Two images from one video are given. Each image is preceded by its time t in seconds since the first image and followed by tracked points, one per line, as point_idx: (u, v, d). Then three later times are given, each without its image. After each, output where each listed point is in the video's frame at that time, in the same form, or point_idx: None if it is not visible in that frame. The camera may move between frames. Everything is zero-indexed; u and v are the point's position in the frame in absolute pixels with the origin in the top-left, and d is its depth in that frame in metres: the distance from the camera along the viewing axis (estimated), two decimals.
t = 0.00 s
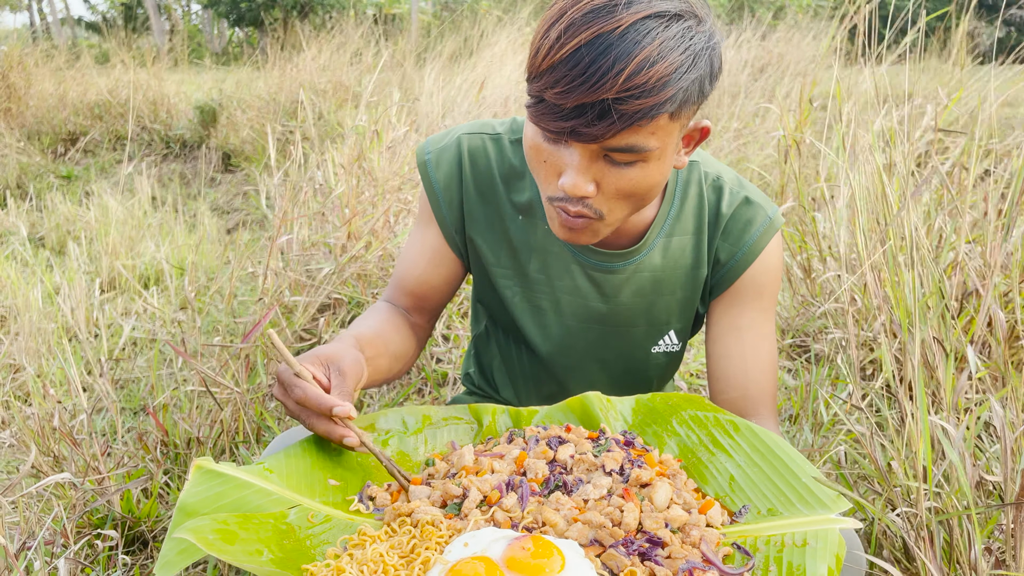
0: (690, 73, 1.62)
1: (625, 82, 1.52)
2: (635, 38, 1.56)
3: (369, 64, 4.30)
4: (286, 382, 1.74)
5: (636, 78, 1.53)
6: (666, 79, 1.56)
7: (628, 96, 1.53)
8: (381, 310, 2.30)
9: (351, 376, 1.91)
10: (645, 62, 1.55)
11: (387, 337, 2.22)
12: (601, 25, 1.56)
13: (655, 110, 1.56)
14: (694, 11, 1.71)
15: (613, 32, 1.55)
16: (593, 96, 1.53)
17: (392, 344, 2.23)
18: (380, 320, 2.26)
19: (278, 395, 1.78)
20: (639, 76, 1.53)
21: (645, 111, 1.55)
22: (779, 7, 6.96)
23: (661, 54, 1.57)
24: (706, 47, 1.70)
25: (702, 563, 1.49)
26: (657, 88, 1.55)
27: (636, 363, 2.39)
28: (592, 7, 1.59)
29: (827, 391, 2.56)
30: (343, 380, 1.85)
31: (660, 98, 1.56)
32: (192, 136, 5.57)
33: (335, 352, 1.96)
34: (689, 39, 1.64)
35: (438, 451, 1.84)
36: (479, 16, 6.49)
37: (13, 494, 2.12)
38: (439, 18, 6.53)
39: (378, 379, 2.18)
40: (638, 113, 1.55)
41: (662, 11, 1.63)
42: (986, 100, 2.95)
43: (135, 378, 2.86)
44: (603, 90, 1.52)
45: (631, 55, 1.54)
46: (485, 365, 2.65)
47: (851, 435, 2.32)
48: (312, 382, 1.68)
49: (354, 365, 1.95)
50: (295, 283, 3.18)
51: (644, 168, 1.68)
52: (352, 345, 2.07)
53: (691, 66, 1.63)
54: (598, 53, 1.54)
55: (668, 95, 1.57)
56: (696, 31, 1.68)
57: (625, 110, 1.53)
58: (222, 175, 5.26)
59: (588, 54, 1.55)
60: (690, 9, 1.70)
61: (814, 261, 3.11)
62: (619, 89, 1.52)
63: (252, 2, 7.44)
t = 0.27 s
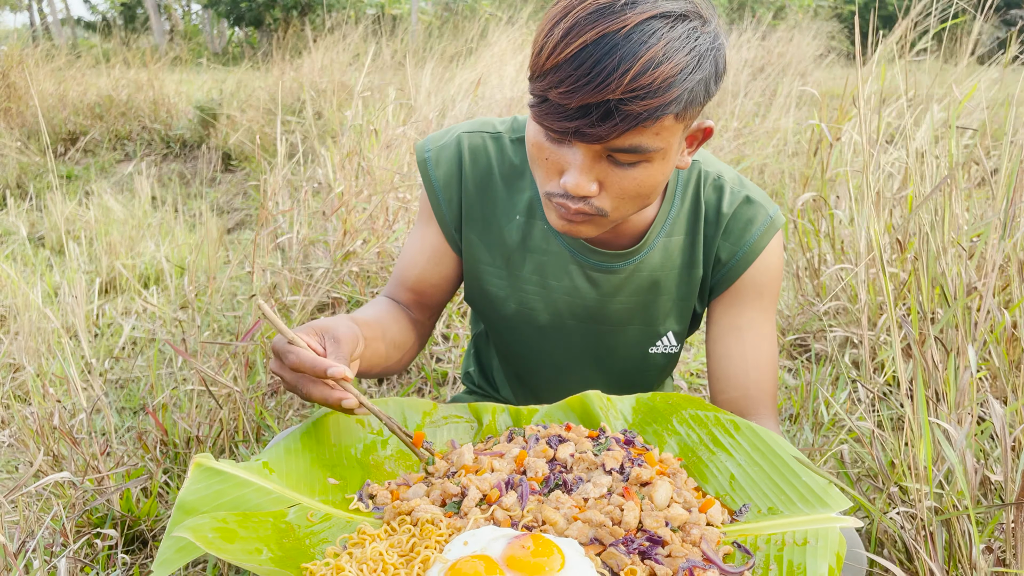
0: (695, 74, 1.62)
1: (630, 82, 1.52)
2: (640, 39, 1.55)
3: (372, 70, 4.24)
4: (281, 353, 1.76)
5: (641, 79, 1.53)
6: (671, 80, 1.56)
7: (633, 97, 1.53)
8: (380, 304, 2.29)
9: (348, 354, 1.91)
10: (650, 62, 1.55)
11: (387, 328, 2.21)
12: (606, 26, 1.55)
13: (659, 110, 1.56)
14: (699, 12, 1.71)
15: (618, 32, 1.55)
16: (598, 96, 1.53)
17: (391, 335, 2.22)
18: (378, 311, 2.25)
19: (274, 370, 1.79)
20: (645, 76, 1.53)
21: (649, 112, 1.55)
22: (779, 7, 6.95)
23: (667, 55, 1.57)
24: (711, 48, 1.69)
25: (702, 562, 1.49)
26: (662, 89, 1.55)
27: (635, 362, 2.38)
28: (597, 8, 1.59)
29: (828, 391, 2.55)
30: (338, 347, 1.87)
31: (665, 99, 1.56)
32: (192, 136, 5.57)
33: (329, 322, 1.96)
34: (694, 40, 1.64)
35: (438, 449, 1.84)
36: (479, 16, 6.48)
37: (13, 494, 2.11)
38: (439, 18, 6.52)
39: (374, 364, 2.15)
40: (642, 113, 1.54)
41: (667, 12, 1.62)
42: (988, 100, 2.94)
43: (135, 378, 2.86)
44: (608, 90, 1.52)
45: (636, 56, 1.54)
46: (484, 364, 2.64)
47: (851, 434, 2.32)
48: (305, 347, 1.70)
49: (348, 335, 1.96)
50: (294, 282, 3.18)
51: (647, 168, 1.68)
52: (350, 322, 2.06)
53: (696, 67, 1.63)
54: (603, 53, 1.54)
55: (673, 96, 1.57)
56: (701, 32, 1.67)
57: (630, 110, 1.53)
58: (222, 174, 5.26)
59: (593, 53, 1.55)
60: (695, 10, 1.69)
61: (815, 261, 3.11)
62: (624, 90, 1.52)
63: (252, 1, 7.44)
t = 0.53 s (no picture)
0: (695, 77, 1.62)
1: (631, 86, 1.52)
2: (641, 42, 1.56)
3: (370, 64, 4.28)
4: (301, 348, 1.73)
5: (642, 81, 1.53)
6: (671, 83, 1.56)
7: (633, 100, 1.53)
8: (372, 302, 2.28)
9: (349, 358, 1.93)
10: (651, 65, 1.55)
11: (380, 330, 2.22)
12: (607, 28, 1.56)
13: (660, 113, 1.56)
14: (699, 14, 1.71)
15: (619, 35, 1.55)
16: (599, 99, 1.53)
17: (383, 337, 2.23)
18: (371, 308, 2.26)
19: (285, 362, 1.76)
20: (645, 79, 1.53)
21: (650, 115, 1.55)
22: (779, 7, 6.95)
23: (667, 58, 1.57)
24: (711, 50, 1.69)
25: (701, 561, 1.49)
26: (662, 91, 1.55)
27: (634, 363, 2.39)
28: (597, 11, 1.59)
29: (826, 390, 2.56)
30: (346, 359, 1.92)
31: (666, 102, 1.56)
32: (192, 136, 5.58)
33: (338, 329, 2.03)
34: (694, 42, 1.64)
35: (437, 449, 1.84)
36: (479, 16, 6.48)
37: (13, 493, 2.12)
38: (438, 18, 6.52)
39: (371, 366, 2.20)
40: (643, 116, 1.54)
41: (667, 14, 1.62)
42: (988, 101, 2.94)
43: (135, 377, 2.86)
44: (608, 93, 1.52)
45: (637, 59, 1.54)
46: (484, 364, 2.65)
47: (850, 434, 2.32)
48: (337, 351, 1.69)
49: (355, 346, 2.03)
50: (294, 282, 3.18)
51: (648, 170, 1.68)
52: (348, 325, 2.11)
53: (696, 70, 1.63)
54: (604, 56, 1.54)
55: (674, 98, 1.57)
56: (701, 34, 1.68)
57: (631, 113, 1.53)
58: (222, 174, 5.27)
59: (593, 56, 1.55)
60: (695, 12, 1.69)
61: (814, 260, 3.11)
62: (625, 93, 1.52)
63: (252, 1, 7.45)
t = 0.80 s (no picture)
0: (693, 77, 1.63)
1: (629, 87, 1.52)
2: (639, 42, 1.56)
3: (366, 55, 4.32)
4: (284, 365, 1.72)
5: (640, 83, 1.53)
6: (669, 84, 1.57)
7: (631, 101, 1.53)
8: (370, 307, 2.29)
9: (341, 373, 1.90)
10: (649, 66, 1.55)
11: (378, 334, 2.22)
12: (605, 29, 1.56)
13: (658, 114, 1.57)
14: (697, 14, 1.71)
15: (617, 36, 1.55)
16: (597, 100, 1.53)
17: (382, 341, 2.23)
18: (368, 317, 2.24)
19: (271, 381, 1.75)
20: (643, 80, 1.53)
21: (649, 116, 1.55)
22: (780, 7, 6.95)
23: (665, 58, 1.57)
24: (709, 50, 1.69)
25: (699, 561, 1.49)
26: (660, 92, 1.55)
27: (633, 363, 2.39)
28: (596, 10, 1.59)
29: (825, 390, 2.56)
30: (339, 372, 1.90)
31: (664, 103, 1.56)
32: (192, 136, 5.58)
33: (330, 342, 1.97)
34: (693, 42, 1.64)
35: (435, 448, 1.84)
36: (479, 16, 6.48)
37: (12, 492, 2.12)
38: (439, 18, 6.52)
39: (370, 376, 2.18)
40: (641, 117, 1.55)
41: (665, 14, 1.62)
42: (988, 101, 2.94)
43: (134, 377, 2.87)
44: (606, 94, 1.53)
45: (635, 60, 1.54)
46: (483, 364, 2.65)
47: (849, 434, 2.32)
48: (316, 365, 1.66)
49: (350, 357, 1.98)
50: (294, 282, 3.19)
51: (646, 170, 1.69)
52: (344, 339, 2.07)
53: (695, 70, 1.63)
54: (602, 57, 1.54)
55: (672, 99, 1.57)
56: (700, 34, 1.68)
57: (629, 114, 1.54)
58: (222, 174, 5.27)
59: (591, 57, 1.55)
60: (693, 12, 1.69)
61: (814, 260, 3.11)
62: (623, 94, 1.52)
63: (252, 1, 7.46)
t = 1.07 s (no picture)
0: (689, 74, 1.62)
1: (624, 83, 1.52)
2: (634, 39, 1.55)
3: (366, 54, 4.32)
4: (270, 368, 1.74)
5: (634, 79, 1.53)
6: (665, 80, 1.56)
7: (626, 98, 1.53)
8: (371, 304, 2.28)
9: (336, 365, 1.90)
10: (644, 62, 1.55)
11: (378, 331, 2.22)
12: (600, 25, 1.55)
13: (654, 111, 1.56)
14: (693, 11, 1.71)
15: (612, 32, 1.55)
16: (592, 97, 1.52)
17: (382, 338, 2.23)
18: (368, 313, 2.24)
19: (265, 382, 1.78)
20: (638, 77, 1.53)
21: (644, 112, 1.55)
22: (780, 7, 6.95)
23: (660, 55, 1.57)
24: (706, 47, 1.69)
25: (700, 560, 1.49)
26: (656, 89, 1.55)
27: (633, 363, 2.38)
28: (591, 7, 1.59)
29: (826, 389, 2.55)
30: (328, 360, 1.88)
31: (660, 99, 1.55)
32: (193, 135, 5.59)
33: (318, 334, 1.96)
34: (688, 39, 1.64)
35: (436, 447, 1.84)
36: (479, 16, 6.48)
37: (12, 492, 2.12)
38: (439, 18, 6.52)
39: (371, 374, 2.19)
40: (636, 114, 1.54)
41: (661, 11, 1.62)
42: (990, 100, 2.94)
43: (135, 377, 2.86)
44: (601, 91, 1.52)
45: (629, 56, 1.54)
46: (483, 363, 2.65)
47: (850, 434, 2.32)
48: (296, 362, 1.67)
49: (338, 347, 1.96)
50: (295, 282, 3.19)
51: (643, 168, 1.68)
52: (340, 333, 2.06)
53: (691, 66, 1.63)
54: (596, 54, 1.54)
55: (668, 96, 1.57)
56: (695, 31, 1.67)
57: (624, 111, 1.53)
58: (222, 174, 5.27)
59: (586, 54, 1.55)
60: (689, 10, 1.69)
61: (815, 260, 3.11)
62: (618, 90, 1.52)
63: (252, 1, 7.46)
